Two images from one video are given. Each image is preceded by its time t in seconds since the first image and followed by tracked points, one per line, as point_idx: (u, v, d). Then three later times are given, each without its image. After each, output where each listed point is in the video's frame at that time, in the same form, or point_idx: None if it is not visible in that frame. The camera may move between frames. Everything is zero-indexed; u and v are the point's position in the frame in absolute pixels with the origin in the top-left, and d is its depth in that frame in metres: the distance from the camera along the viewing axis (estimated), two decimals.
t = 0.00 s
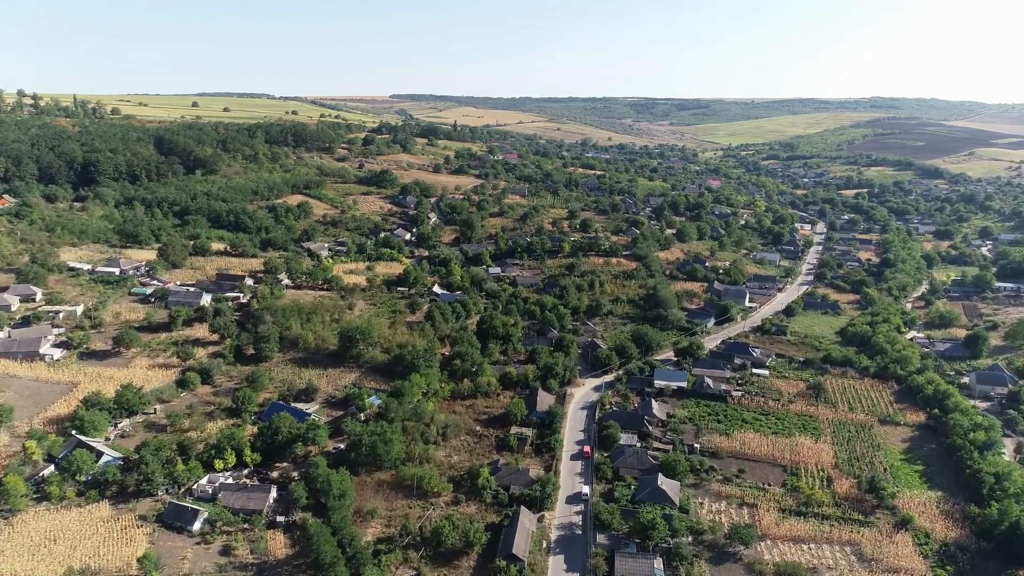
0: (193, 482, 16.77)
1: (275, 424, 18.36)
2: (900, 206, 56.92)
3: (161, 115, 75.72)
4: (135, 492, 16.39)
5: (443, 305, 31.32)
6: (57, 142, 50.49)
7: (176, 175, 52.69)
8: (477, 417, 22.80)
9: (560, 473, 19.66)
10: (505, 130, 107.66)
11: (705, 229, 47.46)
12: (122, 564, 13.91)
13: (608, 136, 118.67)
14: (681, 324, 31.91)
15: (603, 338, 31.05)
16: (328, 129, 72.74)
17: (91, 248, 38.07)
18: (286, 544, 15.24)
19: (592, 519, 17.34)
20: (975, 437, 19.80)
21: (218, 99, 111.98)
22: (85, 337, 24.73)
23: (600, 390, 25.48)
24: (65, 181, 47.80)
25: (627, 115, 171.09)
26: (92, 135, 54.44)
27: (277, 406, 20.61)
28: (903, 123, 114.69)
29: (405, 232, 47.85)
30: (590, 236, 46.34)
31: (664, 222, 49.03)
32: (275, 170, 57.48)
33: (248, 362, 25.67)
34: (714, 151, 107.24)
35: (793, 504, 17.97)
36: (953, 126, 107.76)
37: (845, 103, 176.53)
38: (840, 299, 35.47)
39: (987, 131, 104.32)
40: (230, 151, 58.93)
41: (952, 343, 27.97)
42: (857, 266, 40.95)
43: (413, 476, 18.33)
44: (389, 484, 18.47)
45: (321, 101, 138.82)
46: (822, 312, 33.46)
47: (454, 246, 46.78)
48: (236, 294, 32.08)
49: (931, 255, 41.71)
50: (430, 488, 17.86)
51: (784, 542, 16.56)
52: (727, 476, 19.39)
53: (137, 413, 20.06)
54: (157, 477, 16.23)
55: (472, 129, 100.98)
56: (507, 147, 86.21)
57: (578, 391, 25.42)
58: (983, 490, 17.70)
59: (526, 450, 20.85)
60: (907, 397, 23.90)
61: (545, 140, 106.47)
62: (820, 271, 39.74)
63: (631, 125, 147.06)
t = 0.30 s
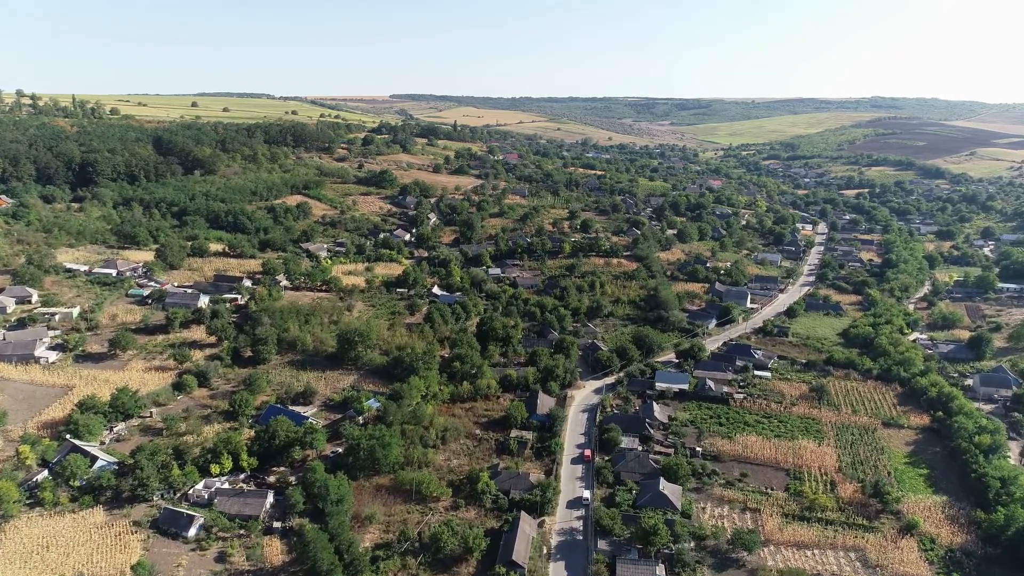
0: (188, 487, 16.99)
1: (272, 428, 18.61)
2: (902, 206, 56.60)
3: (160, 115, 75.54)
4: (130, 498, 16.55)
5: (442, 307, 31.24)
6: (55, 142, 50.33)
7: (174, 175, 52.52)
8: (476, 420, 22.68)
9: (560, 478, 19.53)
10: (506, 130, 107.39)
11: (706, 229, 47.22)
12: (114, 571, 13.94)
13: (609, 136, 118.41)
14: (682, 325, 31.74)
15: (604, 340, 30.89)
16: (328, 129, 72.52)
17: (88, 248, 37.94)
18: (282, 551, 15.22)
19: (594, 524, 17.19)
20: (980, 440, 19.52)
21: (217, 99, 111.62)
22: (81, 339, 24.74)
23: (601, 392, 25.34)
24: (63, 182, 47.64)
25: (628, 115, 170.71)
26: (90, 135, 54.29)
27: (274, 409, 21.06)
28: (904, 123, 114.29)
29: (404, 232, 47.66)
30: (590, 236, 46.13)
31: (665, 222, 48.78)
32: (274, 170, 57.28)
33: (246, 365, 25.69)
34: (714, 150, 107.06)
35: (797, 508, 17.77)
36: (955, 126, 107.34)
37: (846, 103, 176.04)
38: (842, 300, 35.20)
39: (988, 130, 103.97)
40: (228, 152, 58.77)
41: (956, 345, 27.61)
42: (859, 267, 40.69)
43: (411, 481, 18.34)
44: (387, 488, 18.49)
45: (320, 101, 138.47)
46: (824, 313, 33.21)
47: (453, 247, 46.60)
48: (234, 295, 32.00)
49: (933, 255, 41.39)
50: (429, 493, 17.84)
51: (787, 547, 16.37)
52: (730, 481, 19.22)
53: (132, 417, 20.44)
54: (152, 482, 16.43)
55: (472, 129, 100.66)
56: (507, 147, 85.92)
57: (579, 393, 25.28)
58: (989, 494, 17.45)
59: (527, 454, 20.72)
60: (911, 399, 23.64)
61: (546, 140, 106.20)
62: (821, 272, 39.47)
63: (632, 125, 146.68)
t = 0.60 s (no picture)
0: (184, 492, 16.83)
1: (269, 432, 18.47)
2: (904, 207, 56.34)
3: (159, 115, 75.32)
4: (125, 503, 16.35)
5: (442, 308, 31.22)
6: (52, 142, 50.11)
7: (173, 175, 52.34)
8: (476, 423, 22.63)
9: (561, 482, 19.44)
10: (506, 130, 107.19)
11: (707, 229, 47.00)
12: None
13: (609, 136, 118.15)
14: (684, 327, 31.56)
15: (605, 341, 30.73)
16: (328, 129, 72.32)
17: (86, 249, 37.74)
18: (279, 557, 15.07)
19: (595, 530, 17.07)
20: (986, 444, 19.22)
21: (217, 99, 111.37)
22: (77, 341, 24.68)
23: (602, 394, 25.22)
24: (60, 182, 47.43)
25: (629, 115, 170.42)
26: (89, 135, 54.10)
27: (272, 412, 21.02)
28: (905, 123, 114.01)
29: (403, 233, 47.48)
30: (591, 237, 45.91)
31: (666, 222, 48.58)
32: (273, 171, 57.07)
33: (244, 367, 25.66)
34: (715, 150, 106.95)
35: (800, 513, 17.60)
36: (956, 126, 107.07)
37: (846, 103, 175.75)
38: (843, 301, 34.96)
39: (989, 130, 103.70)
40: (227, 152, 58.57)
41: (959, 347, 27.30)
42: (861, 268, 40.46)
43: (410, 485, 18.16)
44: (386, 493, 18.42)
45: (320, 101, 138.18)
46: (826, 314, 32.97)
47: (453, 247, 46.43)
48: (232, 296, 31.87)
49: (936, 256, 41.11)
50: (428, 498, 17.72)
51: (791, 553, 16.18)
52: (732, 485, 19.09)
53: (128, 420, 20.31)
54: (147, 488, 16.25)
55: (472, 129, 100.40)
56: (507, 147, 85.67)
57: (580, 396, 25.19)
58: (995, 499, 17.18)
59: (527, 458, 20.66)
60: (915, 402, 23.38)
61: (546, 140, 105.97)
62: (823, 273, 39.23)
63: (632, 125, 146.38)
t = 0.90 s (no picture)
0: (180, 497, 16.97)
1: (266, 437, 18.57)
2: (905, 207, 56.07)
3: (159, 115, 75.11)
4: (120, 509, 16.49)
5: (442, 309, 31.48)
6: (50, 142, 49.88)
7: (171, 176, 52.19)
8: (476, 426, 22.73)
9: (563, 487, 19.42)
10: (506, 130, 106.93)
11: (708, 230, 46.77)
12: None
13: (609, 136, 117.83)
14: (685, 328, 31.38)
15: (606, 343, 30.57)
16: (327, 129, 72.11)
17: (83, 250, 37.55)
18: (275, 565, 15.09)
19: (596, 536, 17.04)
20: (992, 448, 18.94)
21: (217, 99, 111.05)
22: (73, 344, 24.54)
23: (603, 397, 25.17)
24: (58, 183, 47.19)
25: (629, 115, 170.13)
26: (87, 136, 53.89)
27: (270, 416, 21.09)
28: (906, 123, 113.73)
29: (403, 234, 47.33)
30: (592, 237, 45.70)
31: (667, 223, 48.38)
32: (272, 171, 56.87)
33: (241, 370, 25.85)
34: (715, 150, 106.73)
35: (804, 519, 17.43)
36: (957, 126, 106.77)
37: (847, 103, 175.36)
38: (845, 303, 34.73)
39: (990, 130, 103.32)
40: (226, 152, 58.38)
41: (962, 349, 26.92)
42: (862, 269, 40.23)
43: (409, 490, 18.28)
44: (384, 498, 18.52)
45: (321, 101, 137.94)
46: (828, 315, 32.71)
47: (453, 248, 46.22)
48: (230, 298, 31.77)
49: (938, 257, 40.83)
50: (427, 503, 17.90)
51: (795, 560, 16.01)
52: (735, 490, 18.98)
53: (124, 424, 20.28)
54: (142, 493, 16.38)
55: (472, 129, 100.14)
56: (508, 147, 85.46)
57: (581, 398, 25.17)
58: (1002, 504, 16.89)
59: (527, 462, 20.68)
60: (919, 405, 23.11)
61: (546, 140, 105.69)
62: (825, 274, 38.98)
63: (633, 125, 146.05)
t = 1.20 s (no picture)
0: (176, 503, 16.91)
1: (264, 441, 18.64)
2: (907, 207, 55.83)
3: (158, 115, 74.86)
4: (114, 515, 16.44)
5: (441, 311, 31.53)
6: (48, 142, 49.66)
7: (170, 176, 52.01)
8: (476, 429, 23.07)
9: (564, 492, 19.62)
10: (506, 130, 106.71)
11: (709, 230, 46.54)
12: None
13: (610, 136, 117.57)
14: (687, 330, 31.20)
15: (607, 345, 30.45)
16: (327, 129, 71.90)
17: (80, 251, 37.36)
18: (272, 571, 15.18)
19: (597, 542, 17.18)
20: (997, 452, 18.67)
21: (216, 99, 110.69)
22: (68, 346, 24.28)
23: (604, 400, 25.31)
24: (56, 183, 46.93)
25: (630, 115, 169.86)
26: (85, 136, 53.69)
27: (267, 419, 20.90)
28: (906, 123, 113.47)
29: (402, 234, 47.19)
30: (592, 238, 45.49)
31: (667, 223, 48.20)
32: (271, 171, 56.67)
33: (239, 372, 25.66)
34: (715, 151, 106.49)
35: (808, 524, 17.36)
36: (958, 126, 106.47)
37: (848, 103, 175.03)
38: (847, 304, 34.49)
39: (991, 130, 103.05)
40: (225, 152, 58.16)
41: (966, 350, 26.51)
42: (864, 270, 39.99)
43: (408, 495, 18.46)
44: (383, 503, 18.68)
45: (321, 101, 137.70)
46: (831, 317, 32.46)
47: (453, 249, 46.02)
48: (228, 299, 31.70)
49: (940, 257, 40.57)
50: (426, 508, 18.06)
51: (799, 566, 15.92)
52: (738, 495, 18.99)
53: (119, 428, 20.23)
54: (137, 499, 16.29)
55: (473, 128, 99.90)
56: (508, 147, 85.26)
57: (582, 401, 25.33)
58: (1008, 509, 16.62)
59: (528, 466, 20.95)
60: (923, 407, 22.85)
61: (546, 140, 105.46)
62: (826, 275, 38.75)
63: (633, 125, 145.79)
